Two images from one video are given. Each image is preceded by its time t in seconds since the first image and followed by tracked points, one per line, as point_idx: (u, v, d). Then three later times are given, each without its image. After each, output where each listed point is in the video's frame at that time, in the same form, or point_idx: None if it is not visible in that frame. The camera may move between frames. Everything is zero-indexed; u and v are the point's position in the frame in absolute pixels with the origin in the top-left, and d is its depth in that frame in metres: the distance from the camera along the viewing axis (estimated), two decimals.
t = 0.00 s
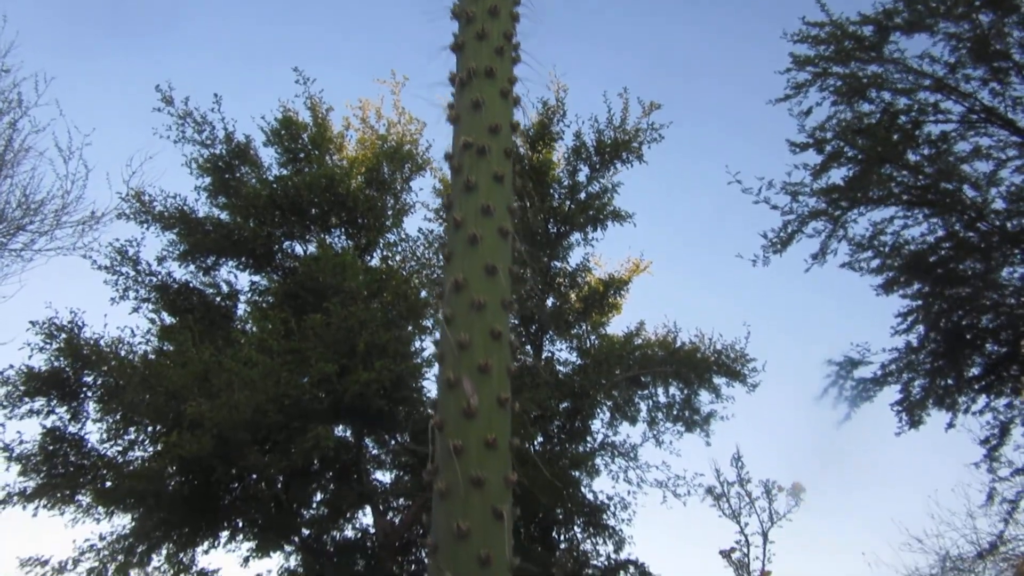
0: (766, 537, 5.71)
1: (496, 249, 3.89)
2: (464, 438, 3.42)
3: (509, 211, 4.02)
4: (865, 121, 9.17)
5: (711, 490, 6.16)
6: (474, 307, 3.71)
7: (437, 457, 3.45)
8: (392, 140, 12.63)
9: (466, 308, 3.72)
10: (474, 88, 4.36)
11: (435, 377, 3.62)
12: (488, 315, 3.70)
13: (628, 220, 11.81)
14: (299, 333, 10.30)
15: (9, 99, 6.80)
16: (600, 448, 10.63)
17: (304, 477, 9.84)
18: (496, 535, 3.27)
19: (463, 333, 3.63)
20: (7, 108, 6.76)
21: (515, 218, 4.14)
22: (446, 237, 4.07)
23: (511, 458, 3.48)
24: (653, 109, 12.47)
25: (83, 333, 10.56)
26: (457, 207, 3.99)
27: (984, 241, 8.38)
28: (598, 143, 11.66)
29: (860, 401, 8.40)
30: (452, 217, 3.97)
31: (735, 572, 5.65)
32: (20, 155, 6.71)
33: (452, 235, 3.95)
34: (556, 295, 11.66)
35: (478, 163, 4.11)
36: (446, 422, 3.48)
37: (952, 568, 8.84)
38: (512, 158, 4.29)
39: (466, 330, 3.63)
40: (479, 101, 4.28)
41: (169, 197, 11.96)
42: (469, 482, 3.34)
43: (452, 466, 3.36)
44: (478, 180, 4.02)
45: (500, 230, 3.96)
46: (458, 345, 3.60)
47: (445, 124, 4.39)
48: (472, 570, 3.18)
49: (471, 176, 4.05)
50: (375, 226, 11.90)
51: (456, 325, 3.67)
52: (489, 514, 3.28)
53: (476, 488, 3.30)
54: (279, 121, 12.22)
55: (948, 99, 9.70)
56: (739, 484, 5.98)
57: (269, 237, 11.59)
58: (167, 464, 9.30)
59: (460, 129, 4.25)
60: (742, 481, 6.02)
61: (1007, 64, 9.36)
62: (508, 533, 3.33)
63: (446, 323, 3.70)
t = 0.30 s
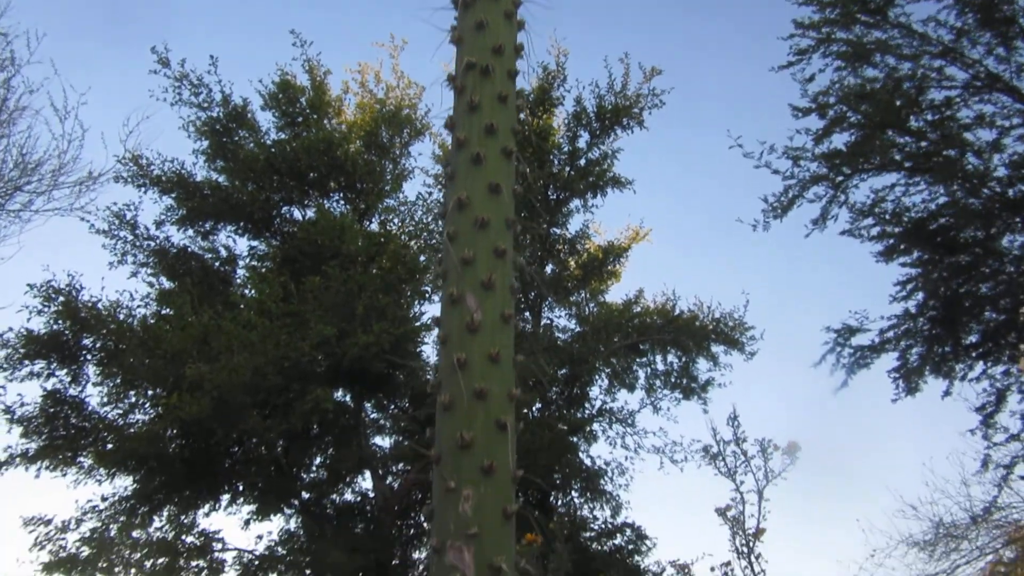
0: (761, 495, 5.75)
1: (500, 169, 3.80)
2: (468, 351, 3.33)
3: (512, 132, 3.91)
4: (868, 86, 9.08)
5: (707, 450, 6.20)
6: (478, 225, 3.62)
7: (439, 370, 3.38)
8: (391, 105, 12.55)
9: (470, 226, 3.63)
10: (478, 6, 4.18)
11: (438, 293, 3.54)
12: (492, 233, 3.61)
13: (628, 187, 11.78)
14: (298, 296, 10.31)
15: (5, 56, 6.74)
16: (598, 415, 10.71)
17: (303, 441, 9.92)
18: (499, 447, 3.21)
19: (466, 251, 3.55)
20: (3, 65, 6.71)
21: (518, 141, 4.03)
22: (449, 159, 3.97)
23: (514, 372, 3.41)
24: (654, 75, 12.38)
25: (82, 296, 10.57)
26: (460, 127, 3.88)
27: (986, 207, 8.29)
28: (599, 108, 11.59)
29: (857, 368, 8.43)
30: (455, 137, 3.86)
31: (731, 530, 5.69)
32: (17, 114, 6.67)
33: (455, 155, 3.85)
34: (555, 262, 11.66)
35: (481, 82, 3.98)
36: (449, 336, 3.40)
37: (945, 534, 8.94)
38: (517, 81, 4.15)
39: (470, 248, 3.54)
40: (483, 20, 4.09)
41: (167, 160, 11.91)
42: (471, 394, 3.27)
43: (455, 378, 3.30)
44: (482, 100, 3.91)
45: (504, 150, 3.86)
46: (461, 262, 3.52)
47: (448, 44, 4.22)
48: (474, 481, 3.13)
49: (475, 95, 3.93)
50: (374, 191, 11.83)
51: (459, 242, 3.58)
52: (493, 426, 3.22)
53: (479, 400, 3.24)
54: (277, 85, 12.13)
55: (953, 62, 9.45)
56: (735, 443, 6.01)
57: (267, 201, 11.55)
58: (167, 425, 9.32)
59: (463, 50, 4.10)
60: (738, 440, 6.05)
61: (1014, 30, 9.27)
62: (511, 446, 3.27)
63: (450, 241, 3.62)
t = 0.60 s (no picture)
0: (762, 460, 5.76)
1: (512, 114, 3.78)
2: (482, 292, 3.32)
3: (523, 78, 3.89)
4: (873, 53, 8.96)
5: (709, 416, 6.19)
6: (490, 169, 3.61)
7: (454, 312, 3.36)
8: (391, 77, 12.47)
9: (482, 171, 3.62)
10: None
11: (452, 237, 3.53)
12: (504, 177, 3.60)
13: (630, 158, 11.73)
14: (299, 268, 10.29)
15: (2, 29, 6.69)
16: (601, 386, 10.75)
17: (307, 414, 9.97)
18: (514, 386, 3.19)
19: (479, 194, 3.54)
20: None
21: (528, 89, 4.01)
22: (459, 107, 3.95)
23: (528, 314, 3.39)
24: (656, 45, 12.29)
25: (84, 270, 10.58)
26: (470, 73, 3.86)
27: (989, 174, 8.27)
28: (600, 79, 11.51)
29: (859, 337, 8.44)
30: (466, 82, 3.84)
31: (732, 495, 5.71)
32: (15, 87, 6.63)
33: (466, 102, 3.83)
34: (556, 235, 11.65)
35: (491, 28, 3.94)
36: (463, 278, 3.40)
37: (945, 503, 8.99)
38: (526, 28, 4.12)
39: (482, 192, 3.54)
40: None
41: (167, 135, 11.87)
42: (486, 333, 3.25)
43: (469, 318, 3.29)
44: (492, 46, 3.88)
45: (515, 96, 3.84)
46: (474, 205, 3.51)
47: None
48: (490, 419, 3.09)
49: (485, 40, 3.90)
50: (375, 165, 11.78)
51: (472, 186, 3.57)
52: (508, 365, 3.19)
53: (494, 339, 3.22)
54: (275, 57, 12.04)
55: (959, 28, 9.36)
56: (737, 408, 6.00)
57: (268, 175, 11.52)
58: (172, 399, 9.39)
59: None
60: (739, 407, 6.05)
61: None
62: (526, 387, 3.25)
63: (462, 185, 3.61)
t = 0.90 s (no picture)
0: (762, 431, 5.82)
1: (511, 53, 3.60)
2: (478, 231, 3.17)
3: (523, 17, 3.70)
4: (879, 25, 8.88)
5: (710, 386, 6.24)
6: (488, 109, 3.44)
7: (450, 252, 3.21)
8: (392, 50, 12.38)
9: (480, 111, 3.45)
10: None
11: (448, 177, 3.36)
12: (503, 117, 3.43)
13: (632, 133, 11.67)
14: (300, 241, 10.27)
15: None
16: (602, 362, 10.77)
17: (309, 388, 10.05)
18: (513, 325, 3.04)
19: (475, 134, 3.37)
20: None
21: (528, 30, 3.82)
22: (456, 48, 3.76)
23: (526, 255, 3.24)
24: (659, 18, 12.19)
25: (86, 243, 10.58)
26: (467, 11, 3.67)
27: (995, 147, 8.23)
28: (602, 53, 11.43)
29: (860, 313, 8.44)
30: (463, 20, 3.65)
31: (732, 464, 5.76)
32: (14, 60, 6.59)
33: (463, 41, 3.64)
34: (558, 210, 11.61)
35: None
36: (459, 218, 3.24)
37: (944, 479, 9.03)
38: None
39: (480, 131, 3.37)
40: None
41: (167, 108, 11.81)
42: (483, 273, 3.10)
43: (465, 259, 3.13)
44: None
45: (514, 34, 3.65)
46: (471, 145, 3.35)
47: None
48: (486, 358, 2.95)
49: None
50: (376, 139, 11.72)
51: (469, 126, 3.40)
52: (506, 304, 3.05)
53: (491, 279, 3.08)
54: (275, 31, 11.95)
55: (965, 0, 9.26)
56: (738, 378, 6.05)
57: (268, 150, 11.48)
58: (174, 372, 9.39)
59: None
60: (740, 376, 6.09)
61: None
62: (524, 326, 3.10)
63: (458, 125, 3.44)
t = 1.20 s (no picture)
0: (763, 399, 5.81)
1: None
2: (479, 170, 3.35)
3: None
4: None
5: (712, 355, 6.22)
6: (488, 47, 3.63)
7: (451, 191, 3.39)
8: (391, 22, 12.27)
9: (480, 49, 3.64)
10: None
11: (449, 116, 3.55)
12: (502, 55, 3.62)
13: (634, 105, 11.60)
14: (301, 215, 10.23)
15: None
16: (604, 335, 10.78)
17: (311, 364, 10.04)
18: (511, 264, 3.20)
19: (476, 72, 3.57)
20: None
21: None
22: None
23: (526, 194, 3.43)
24: None
25: (86, 219, 10.56)
26: None
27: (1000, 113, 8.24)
28: (603, 24, 11.33)
29: (863, 285, 8.42)
30: None
31: (733, 433, 5.76)
32: (12, 36, 6.55)
33: None
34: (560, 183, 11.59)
35: None
36: (460, 155, 3.42)
37: (945, 450, 9.06)
38: None
39: (479, 70, 3.56)
40: None
41: (165, 83, 11.74)
42: (484, 212, 3.27)
43: (466, 196, 3.31)
44: None
45: None
46: (472, 83, 3.54)
47: None
48: (487, 298, 3.10)
49: None
50: (376, 112, 11.65)
51: (469, 64, 3.60)
52: (506, 244, 3.21)
53: (491, 217, 3.25)
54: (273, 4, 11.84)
55: None
56: (739, 348, 6.01)
57: (267, 124, 11.43)
58: (176, 347, 9.37)
59: None
60: (742, 345, 6.07)
61: None
62: (524, 267, 3.27)
63: (459, 63, 3.63)
